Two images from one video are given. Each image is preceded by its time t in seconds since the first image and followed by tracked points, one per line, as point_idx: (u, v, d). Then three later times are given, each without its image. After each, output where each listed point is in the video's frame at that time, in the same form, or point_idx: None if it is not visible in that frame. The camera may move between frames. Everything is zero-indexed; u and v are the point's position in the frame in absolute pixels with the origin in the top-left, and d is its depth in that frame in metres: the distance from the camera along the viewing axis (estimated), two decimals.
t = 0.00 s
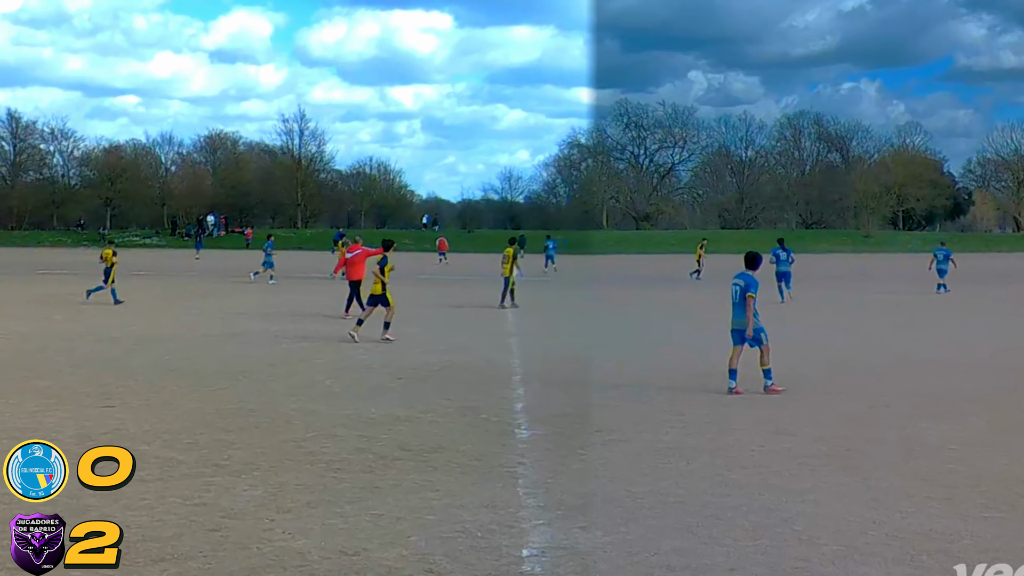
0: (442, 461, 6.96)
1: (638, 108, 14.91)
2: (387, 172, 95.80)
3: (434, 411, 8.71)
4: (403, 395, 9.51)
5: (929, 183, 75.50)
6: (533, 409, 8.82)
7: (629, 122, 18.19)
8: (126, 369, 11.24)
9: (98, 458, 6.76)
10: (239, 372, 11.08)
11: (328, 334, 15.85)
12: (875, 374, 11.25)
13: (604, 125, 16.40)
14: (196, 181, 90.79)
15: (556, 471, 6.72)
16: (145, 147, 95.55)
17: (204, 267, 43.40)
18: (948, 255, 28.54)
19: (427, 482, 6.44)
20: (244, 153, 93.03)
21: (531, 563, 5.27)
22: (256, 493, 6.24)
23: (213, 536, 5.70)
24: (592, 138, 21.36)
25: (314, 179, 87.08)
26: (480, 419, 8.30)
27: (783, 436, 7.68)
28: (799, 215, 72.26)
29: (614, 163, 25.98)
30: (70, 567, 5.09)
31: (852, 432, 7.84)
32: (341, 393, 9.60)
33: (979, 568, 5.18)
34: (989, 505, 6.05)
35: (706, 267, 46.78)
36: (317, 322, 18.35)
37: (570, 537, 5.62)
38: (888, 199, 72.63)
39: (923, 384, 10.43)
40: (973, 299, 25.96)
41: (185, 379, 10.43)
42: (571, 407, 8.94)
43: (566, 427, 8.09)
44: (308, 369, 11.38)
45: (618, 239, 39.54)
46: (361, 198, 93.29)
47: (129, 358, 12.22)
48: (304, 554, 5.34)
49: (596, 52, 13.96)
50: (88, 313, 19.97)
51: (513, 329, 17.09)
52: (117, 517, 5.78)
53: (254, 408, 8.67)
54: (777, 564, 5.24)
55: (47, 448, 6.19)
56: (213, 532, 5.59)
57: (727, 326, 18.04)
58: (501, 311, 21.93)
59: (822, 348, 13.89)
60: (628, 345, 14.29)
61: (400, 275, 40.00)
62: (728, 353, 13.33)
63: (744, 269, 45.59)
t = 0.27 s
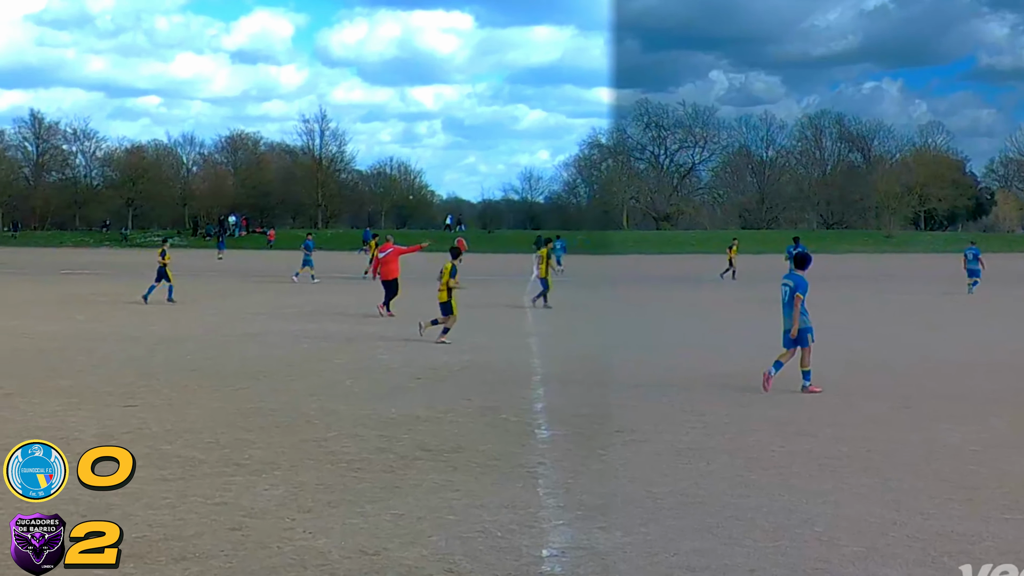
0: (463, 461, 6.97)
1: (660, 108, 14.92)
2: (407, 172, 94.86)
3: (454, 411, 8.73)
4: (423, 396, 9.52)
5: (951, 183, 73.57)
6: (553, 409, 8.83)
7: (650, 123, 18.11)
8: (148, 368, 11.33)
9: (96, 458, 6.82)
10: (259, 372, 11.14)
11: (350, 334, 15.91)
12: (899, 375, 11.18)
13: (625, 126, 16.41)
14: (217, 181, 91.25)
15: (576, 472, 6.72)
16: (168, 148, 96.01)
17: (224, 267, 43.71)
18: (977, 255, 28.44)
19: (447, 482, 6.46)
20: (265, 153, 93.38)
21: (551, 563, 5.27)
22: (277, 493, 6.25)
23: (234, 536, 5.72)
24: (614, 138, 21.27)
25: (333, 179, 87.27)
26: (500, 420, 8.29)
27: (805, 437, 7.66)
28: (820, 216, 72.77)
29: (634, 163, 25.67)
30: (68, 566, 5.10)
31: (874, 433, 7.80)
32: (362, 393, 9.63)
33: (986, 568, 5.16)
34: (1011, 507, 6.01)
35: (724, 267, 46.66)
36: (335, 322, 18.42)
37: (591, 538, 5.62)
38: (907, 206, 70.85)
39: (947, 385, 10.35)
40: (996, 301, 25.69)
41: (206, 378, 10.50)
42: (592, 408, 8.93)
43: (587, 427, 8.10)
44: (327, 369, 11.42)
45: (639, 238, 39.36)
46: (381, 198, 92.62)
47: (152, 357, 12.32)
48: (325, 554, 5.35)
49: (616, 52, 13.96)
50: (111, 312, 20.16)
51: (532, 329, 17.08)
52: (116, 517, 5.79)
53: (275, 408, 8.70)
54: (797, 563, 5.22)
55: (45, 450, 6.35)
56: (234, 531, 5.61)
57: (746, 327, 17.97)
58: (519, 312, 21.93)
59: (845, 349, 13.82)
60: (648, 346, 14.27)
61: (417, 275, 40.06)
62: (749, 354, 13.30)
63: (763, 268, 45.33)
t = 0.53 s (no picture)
0: (481, 461, 6.97)
1: (678, 108, 14.92)
2: (426, 173, 95.82)
3: (473, 410, 8.75)
4: (441, 396, 9.54)
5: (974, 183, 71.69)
6: (572, 409, 8.83)
7: (669, 123, 18.08)
8: (167, 366, 11.40)
9: (96, 458, 6.83)
10: (277, 371, 11.18)
11: (369, 333, 15.99)
12: (920, 376, 11.14)
13: (643, 126, 16.42)
14: (236, 181, 91.75)
15: (594, 472, 6.72)
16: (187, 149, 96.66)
17: (242, 267, 44.00)
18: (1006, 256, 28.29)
19: (466, 482, 6.47)
20: (284, 153, 93.80)
21: (569, 563, 5.27)
22: (296, 492, 6.27)
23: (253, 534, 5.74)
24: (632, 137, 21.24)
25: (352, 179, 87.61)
26: (519, 419, 8.31)
27: (824, 438, 7.64)
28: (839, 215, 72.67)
29: (651, 163, 25.62)
30: (67, 566, 5.11)
31: (894, 434, 7.77)
32: (381, 392, 9.66)
33: (994, 568, 5.15)
34: None
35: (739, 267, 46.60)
36: (352, 321, 18.47)
37: (609, 538, 5.61)
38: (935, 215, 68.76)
39: (970, 386, 10.29)
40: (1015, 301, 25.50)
41: (225, 377, 10.55)
42: (610, 408, 8.94)
43: (606, 427, 8.10)
44: (345, 368, 11.47)
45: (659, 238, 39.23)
46: (400, 198, 93.55)
47: (171, 356, 12.39)
48: (344, 553, 5.36)
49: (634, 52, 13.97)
50: (132, 311, 20.30)
51: (550, 329, 17.10)
52: (116, 517, 5.79)
53: (295, 407, 8.74)
54: (816, 564, 5.21)
55: (46, 449, 6.35)
56: (254, 530, 5.63)
57: (762, 327, 17.93)
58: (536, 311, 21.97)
59: (865, 350, 13.76)
60: (665, 346, 14.26)
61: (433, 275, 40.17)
62: (767, 354, 13.28)
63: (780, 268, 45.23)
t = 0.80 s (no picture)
0: (497, 459, 7.00)
1: (695, 107, 14.90)
2: (442, 172, 95.73)
3: (489, 409, 8.79)
4: (456, 394, 9.58)
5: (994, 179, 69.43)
6: (587, 408, 8.86)
7: (686, 121, 18.08)
8: (183, 365, 11.46)
9: (98, 457, 6.79)
10: (293, 370, 11.22)
11: (386, 332, 16.04)
12: (939, 376, 11.09)
13: (658, 125, 16.43)
14: (253, 181, 92.13)
15: (610, 470, 6.74)
16: (205, 148, 97.16)
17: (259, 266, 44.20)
18: None
19: (482, 480, 6.49)
20: (301, 152, 94.12)
21: (585, 562, 5.26)
22: (313, 490, 6.30)
23: (269, 532, 5.76)
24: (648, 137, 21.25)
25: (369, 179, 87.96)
26: (535, 418, 8.32)
27: (839, 437, 7.65)
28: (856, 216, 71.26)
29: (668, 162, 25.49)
30: (67, 566, 5.10)
31: (912, 434, 7.75)
32: (397, 390, 9.70)
33: (1003, 568, 5.14)
34: None
35: (753, 267, 46.48)
36: (366, 320, 18.51)
37: (624, 536, 5.62)
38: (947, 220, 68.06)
39: (990, 386, 10.23)
40: None
41: (242, 375, 10.60)
42: (625, 406, 8.96)
43: (621, 426, 8.11)
44: (361, 367, 11.50)
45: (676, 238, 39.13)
46: (416, 198, 93.48)
47: (188, 355, 12.46)
48: (359, 550, 5.38)
49: (650, 51, 13.98)
50: (150, 310, 20.39)
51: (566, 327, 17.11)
52: (115, 518, 5.77)
53: (312, 406, 8.78)
54: (832, 564, 5.19)
55: (48, 448, 6.29)
56: (271, 527, 5.66)
57: (777, 326, 17.89)
58: (550, 310, 22.01)
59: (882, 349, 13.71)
60: (680, 345, 14.25)
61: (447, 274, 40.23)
62: (783, 353, 13.26)
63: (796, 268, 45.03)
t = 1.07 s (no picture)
0: (509, 458, 7.02)
1: (707, 106, 14.88)
2: (455, 172, 96.00)
3: (502, 407, 8.81)
4: (469, 393, 9.59)
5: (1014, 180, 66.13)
6: (600, 406, 8.87)
7: (699, 122, 18.05)
8: (197, 363, 11.52)
9: (97, 458, 6.72)
10: (306, 369, 11.25)
11: (400, 330, 16.09)
12: (954, 374, 11.09)
13: (670, 125, 16.42)
14: (266, 181, 92.59)
15: (622, 469, 6.75)
16: (219, 147, 97.71)
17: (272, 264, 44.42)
18: None
19: (494, 479, 6.51)
20: (315, 152, 94.58)
21: (598, 560, 5.26)
22: (326, 488, 6.33)
23: (284, 529, 5.79)
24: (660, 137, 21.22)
25: (383, 179, 88.39)
26: (547, 417, 8.34)
27: (852, 436, 7.65)
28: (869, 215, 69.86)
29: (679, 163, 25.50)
30: (69, 567, 5.07)
31: (926, 434, 7.73)
32: (411, 389, 9.73)
33: (1011, 568, 5.12)
34: None
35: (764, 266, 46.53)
36: (378, 319, 18.57)
37: (637, 535, 5.62)
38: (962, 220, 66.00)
39: (1005, 385, 10.22)
40: None
41: (256, 374, 10.64)
42: (638, 405, 8.96)
43: (634, 424, 8.12)
44: (374, 366, 11.52)
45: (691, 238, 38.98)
46: (429, 197, 93.98)
47: (203, 353, 12.52)
48: (373, 548, 5.39)
49: (662, 50, 13.98)
50: (164, 308, 20.50)
51: (578, 326, 17.16)
52: (119, 518, 5.76)
53: (325, 404, 8.80)
54: (847, 563, 5.18)
55: (47, 448, 6.07)
56: (285, 525, 5.68)
57: (789, 325, 17.90)
58: (561, 309, 22.08)
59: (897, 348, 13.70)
60: (694, 344, 14.29)
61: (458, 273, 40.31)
62: (797, 352, 13.28)
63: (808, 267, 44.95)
